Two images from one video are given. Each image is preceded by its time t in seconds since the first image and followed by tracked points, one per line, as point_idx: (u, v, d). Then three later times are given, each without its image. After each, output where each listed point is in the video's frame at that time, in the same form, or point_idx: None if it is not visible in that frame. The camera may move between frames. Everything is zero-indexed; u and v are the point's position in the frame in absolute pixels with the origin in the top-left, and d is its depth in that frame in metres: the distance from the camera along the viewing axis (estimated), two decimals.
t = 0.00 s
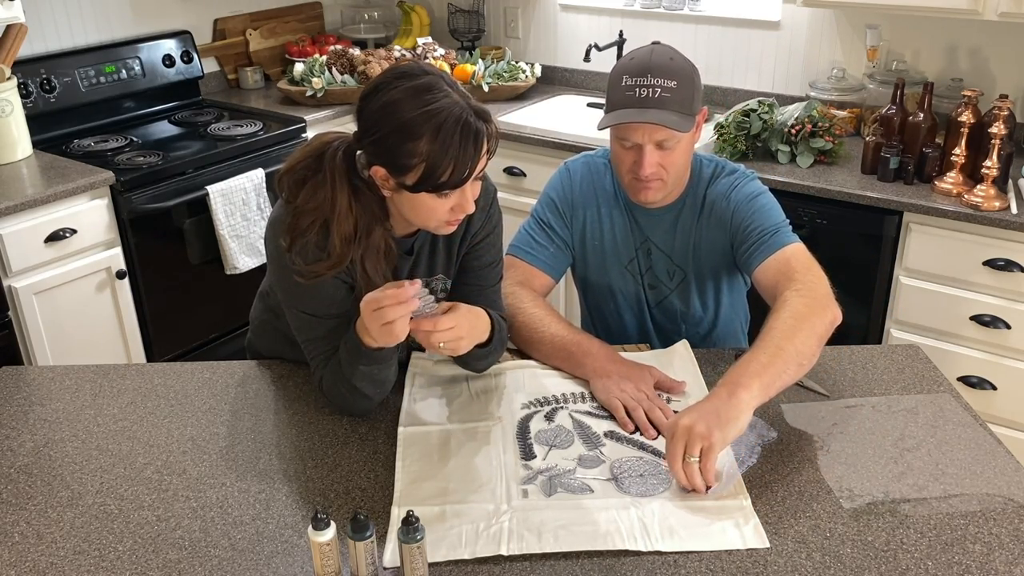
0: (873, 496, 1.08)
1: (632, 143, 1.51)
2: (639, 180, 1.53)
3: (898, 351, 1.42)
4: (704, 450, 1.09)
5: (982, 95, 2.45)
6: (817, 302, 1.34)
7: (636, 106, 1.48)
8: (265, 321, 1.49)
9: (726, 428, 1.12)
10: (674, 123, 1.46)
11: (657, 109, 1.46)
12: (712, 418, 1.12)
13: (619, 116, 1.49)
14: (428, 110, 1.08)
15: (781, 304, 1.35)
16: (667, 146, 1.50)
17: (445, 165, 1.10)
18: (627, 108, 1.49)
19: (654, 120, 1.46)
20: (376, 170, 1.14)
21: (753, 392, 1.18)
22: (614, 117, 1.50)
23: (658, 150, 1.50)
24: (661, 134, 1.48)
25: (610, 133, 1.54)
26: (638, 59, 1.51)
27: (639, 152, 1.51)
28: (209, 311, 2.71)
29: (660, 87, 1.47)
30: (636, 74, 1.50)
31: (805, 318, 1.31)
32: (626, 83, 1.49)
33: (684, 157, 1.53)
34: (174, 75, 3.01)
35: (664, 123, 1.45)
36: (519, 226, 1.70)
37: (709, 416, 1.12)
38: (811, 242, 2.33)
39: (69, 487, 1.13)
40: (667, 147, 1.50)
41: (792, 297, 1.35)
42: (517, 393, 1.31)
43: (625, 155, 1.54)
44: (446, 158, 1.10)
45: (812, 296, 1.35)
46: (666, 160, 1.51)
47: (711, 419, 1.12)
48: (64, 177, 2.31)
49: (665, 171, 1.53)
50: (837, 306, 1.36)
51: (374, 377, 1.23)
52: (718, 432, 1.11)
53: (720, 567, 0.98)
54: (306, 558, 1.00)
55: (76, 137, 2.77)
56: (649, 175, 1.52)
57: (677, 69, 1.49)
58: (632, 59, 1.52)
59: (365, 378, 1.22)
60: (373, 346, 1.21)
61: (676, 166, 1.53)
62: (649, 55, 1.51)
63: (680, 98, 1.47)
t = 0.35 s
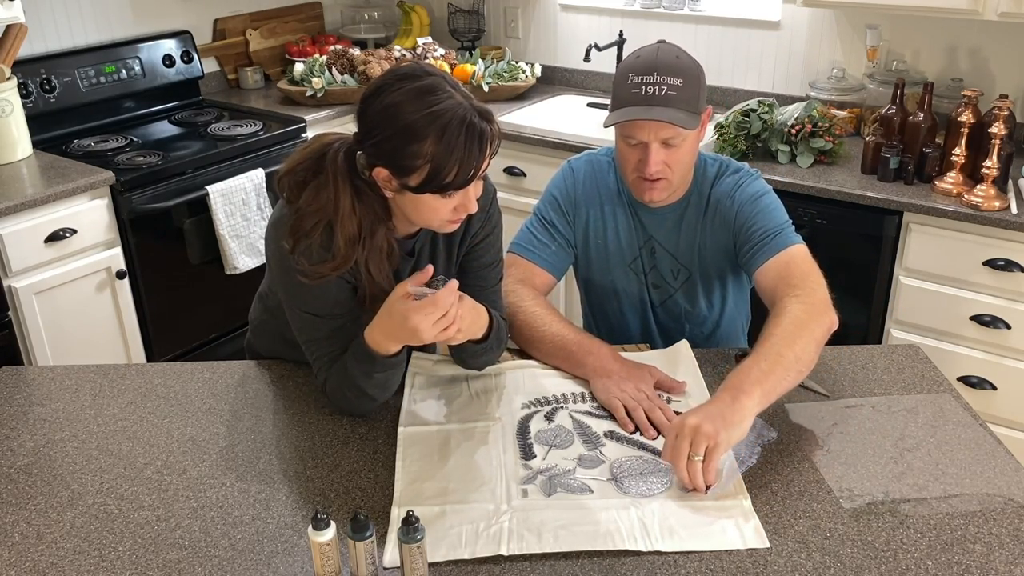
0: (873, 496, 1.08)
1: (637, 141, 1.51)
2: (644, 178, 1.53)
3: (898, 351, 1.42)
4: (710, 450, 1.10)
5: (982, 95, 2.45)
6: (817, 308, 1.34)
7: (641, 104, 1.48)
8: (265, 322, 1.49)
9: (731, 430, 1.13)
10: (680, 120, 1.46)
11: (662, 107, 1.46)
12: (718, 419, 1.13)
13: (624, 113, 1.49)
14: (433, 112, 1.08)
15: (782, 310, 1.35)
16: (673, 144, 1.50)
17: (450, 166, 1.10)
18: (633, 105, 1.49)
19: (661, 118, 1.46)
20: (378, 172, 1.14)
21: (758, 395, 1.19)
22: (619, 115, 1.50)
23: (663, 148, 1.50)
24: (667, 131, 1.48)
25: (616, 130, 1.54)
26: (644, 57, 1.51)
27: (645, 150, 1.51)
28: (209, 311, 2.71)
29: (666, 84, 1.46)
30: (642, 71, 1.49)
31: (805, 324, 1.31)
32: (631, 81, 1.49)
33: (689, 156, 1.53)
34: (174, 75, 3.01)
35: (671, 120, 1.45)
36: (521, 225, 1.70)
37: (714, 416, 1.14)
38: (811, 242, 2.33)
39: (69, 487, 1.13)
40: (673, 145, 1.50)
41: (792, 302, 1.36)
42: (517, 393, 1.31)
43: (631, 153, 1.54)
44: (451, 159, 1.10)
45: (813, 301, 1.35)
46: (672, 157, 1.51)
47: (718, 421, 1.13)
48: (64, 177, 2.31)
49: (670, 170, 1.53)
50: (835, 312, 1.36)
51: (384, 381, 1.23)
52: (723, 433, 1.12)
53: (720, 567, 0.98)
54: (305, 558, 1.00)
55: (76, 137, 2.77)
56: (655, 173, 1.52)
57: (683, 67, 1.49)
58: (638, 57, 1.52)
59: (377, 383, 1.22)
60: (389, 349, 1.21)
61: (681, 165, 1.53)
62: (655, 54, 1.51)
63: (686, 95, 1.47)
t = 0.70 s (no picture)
0: (873, 496, 1.08)
1: (640, 140, 1.51)
2: (647, 178, 1.53)
3: (898, 351, 1.42)
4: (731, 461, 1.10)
5: (982, 95, 2.45)
6: (811, 323, 1.35)
7: (646, 103, 1.47)
8: (265, 322, 1.49)
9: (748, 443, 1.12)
10: (685, 121, 1.46)
11: (667, 107, 1.46)
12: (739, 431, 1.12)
13: (628, 113, 1.48)
14: (429, 105, 1.08)
15: (777, 324, 1.35)
16: (676, 143, 1.50)
17: (444, 161, 1.10)
18: (638, 104, 1.48)
19: (665, 118, 1.45)
20: (377, 166, 1.15)
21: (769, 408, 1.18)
22: (623, 115, 1.49)
23: (667, 148, 1.50)
24: (672, 131, 1.48)
25: (618, 129, 1.54)
26: (648, 57, 1.51)
27: (648, 149, 1.51)
28: (209, 311, 2.71)
29: (671, 84, 1.46)
30: (647, 71, 1.49)
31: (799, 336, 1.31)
32: (636, 81, 1.49)
33: (692, 155, 1.53)
34: (174, 75, 3.01)
35: (675, 120, 1.45)
36: (521, 224, 1.70)
37: (740, 433, 1.12)
38: (811, 242, 2.33)
39: (69, 487, 1.13)
40: (676, 144, 1.50)
41: (789, 315, 1.36)
42: (517, 393, 1.31)
43: (633, 152, 1.54)
44: (445, 154, 1.10)
45: (805, 317, 1.36)
46: (676, 158, 1.52)
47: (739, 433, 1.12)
48: (64, 177, 2.31)
49: (673, 170, 1.53)
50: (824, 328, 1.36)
51: (385, 381, 1.23)
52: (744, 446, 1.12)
53: (720, 567, 0.98)
54: (306, 558, 1.00)
55: (76, 137, 2.77)
56: (658, 173, 1.52)
57: (688, 68, 1.49)
58: (643, 57, 1.52)
59: (378, 382, 1.22)
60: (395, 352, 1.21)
61: (684, 164, 1.53)
62: (660, 54, 1.51)
63: (690, 95, 1.47)
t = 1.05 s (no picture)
0: (873, 496, 1.08)
1: (638, 139, 1.50)
2: (646, 177, 1.53)
3: (898, 351, 1.42)
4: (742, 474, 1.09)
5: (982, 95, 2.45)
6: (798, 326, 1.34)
7: (645, 101, 1.47)
8: (265, 321, 1.50)
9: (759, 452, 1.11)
10: (683, 119, 1.46)
11: (666, 105, 1.46)
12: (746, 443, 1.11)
13: (627, 111, 1.48)
14: (409, 88, 1.12)
15: (766, 324, 1.35)
16: (675, 142, 1.50)
17: (417, 144, 1.12)
18: (636, 103, 1.48)
19: (664, 116, 1.45)
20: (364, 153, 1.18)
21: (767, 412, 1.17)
22: (622, 112, 1.49)
23: (667, 147, 1.50)
24: (671, 129, 1.48)
25: (617, 128, 1.54)
26: (648, 56, 1.51)
27: (647, 148, 1.51)
28: (209, 311, 2.71)
29: (670, 82, 1.46)
30: (646, 69, 1.49)
31: (787, 337, 1.31)
32: (635, 79, 1.49)
33: (689, 158, 1.53)
34: (174, 75, 3.01)
35: (674, 118, 1.45)
36: (521, 224, 1.70)
37: (754, 447, 1.11)
38: (811, 242, 2.33)
39: (69, 487, 1.13)
40: (676, 143, 1.50)
41: (780, 318, 1.35)
42: (517, 393, 1.31)
43: (631, 151, 1.54)
44: (418, 137, 1.12)
45: (792, 319, 1.35)
46: (675, 158, 1.52)
47: (746, 442, 1.11)
48: (64, 177, 2.31)
49: (672, 169, 1.53)
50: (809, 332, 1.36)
51: (381, 381, 1.23)
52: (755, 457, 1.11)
53: (720, 567, 0.98)
54: (306, 558, 1.00)
55: (76, 137, 2.77)
56: (656, 172, 1.52)
57: (687, 66, 1.49)
58: (642, 55, 1.52)
59: (373, 382, 1.22)
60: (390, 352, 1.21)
61: (684, 166, 1.54)
62: (659, 52, 1.51)
63: (689, 93, 1.47)
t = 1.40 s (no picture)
0: (873, 496, 1.08)
1: (639, 137, 1.51)
2: (645, 176, 1.53)
3: (898, 351, 1.42)
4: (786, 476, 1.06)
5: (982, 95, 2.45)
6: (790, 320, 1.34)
7: (647, 99, 1.47)
8: (265, 322, 1.50)
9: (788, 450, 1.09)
10: (685, 116, 1.46)
11: (668, 102, 1.46)
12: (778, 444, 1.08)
13: (630, 110, 1.48)
14: (403, 85, 1.12)
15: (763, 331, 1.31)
16: (676, 140, 1.50)
17: (414, 140, 1.13)
18: (638, 101, 1.48)
19: (668, 113, 1.45)
20: (362, 152, 1.18)
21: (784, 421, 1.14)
22: (625, 111, 1.49)
23: (666, 145, 1.50)
24: (672, 127, 1.48)
25: (618, 126, 1.54)
26: (649, 54, 1.52)
27: (648, 146, 1.51)
28: (210, 311, 2.71)
29: (671, 80, 1.46)
30: (647, 67, 1.49)
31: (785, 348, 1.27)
32: (636, 77, 1.49)
33: (688, 157, 1.53)
34: (175, 75, 3.01)
35: (677, 116, 1.45)
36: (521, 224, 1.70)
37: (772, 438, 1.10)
38: (811, 242, 2.33)
39: (69, 487, 1.13)
40: (675, 142, 1.50)
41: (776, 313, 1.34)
42: (517, 393, 1.31)
43: (632, 149, 1.54)
44: (415, 132, 1.12)
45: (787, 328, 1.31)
46: (674, 156, 1.51)
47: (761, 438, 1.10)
48: (64, 177, 2.31)
49: (672, 167, 1.53)
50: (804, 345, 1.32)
51: (382, 380, 1.23)
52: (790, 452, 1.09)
53: (720, 567, 0.98)
54: (306, 558, 1.00)
55: (76, 137, 2.77)
56: (656, 170, 1.52)
57: (688, 64, 1.49)
58: (643, 54, 1.52)
59: (374, 381, 1.22)
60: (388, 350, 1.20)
61: (682, 163, 1.53)
62: (660, 51, 1.51)
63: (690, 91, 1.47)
